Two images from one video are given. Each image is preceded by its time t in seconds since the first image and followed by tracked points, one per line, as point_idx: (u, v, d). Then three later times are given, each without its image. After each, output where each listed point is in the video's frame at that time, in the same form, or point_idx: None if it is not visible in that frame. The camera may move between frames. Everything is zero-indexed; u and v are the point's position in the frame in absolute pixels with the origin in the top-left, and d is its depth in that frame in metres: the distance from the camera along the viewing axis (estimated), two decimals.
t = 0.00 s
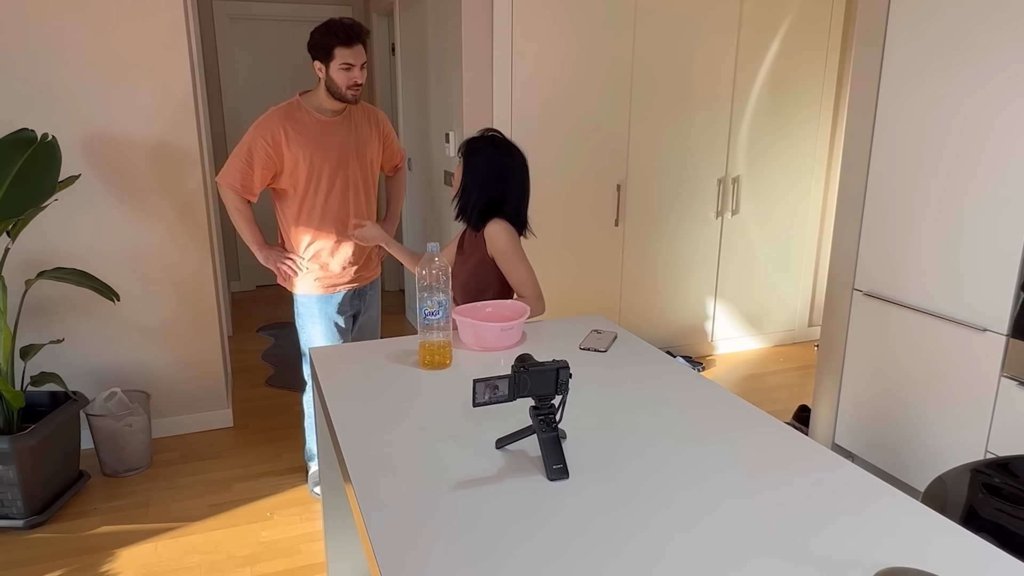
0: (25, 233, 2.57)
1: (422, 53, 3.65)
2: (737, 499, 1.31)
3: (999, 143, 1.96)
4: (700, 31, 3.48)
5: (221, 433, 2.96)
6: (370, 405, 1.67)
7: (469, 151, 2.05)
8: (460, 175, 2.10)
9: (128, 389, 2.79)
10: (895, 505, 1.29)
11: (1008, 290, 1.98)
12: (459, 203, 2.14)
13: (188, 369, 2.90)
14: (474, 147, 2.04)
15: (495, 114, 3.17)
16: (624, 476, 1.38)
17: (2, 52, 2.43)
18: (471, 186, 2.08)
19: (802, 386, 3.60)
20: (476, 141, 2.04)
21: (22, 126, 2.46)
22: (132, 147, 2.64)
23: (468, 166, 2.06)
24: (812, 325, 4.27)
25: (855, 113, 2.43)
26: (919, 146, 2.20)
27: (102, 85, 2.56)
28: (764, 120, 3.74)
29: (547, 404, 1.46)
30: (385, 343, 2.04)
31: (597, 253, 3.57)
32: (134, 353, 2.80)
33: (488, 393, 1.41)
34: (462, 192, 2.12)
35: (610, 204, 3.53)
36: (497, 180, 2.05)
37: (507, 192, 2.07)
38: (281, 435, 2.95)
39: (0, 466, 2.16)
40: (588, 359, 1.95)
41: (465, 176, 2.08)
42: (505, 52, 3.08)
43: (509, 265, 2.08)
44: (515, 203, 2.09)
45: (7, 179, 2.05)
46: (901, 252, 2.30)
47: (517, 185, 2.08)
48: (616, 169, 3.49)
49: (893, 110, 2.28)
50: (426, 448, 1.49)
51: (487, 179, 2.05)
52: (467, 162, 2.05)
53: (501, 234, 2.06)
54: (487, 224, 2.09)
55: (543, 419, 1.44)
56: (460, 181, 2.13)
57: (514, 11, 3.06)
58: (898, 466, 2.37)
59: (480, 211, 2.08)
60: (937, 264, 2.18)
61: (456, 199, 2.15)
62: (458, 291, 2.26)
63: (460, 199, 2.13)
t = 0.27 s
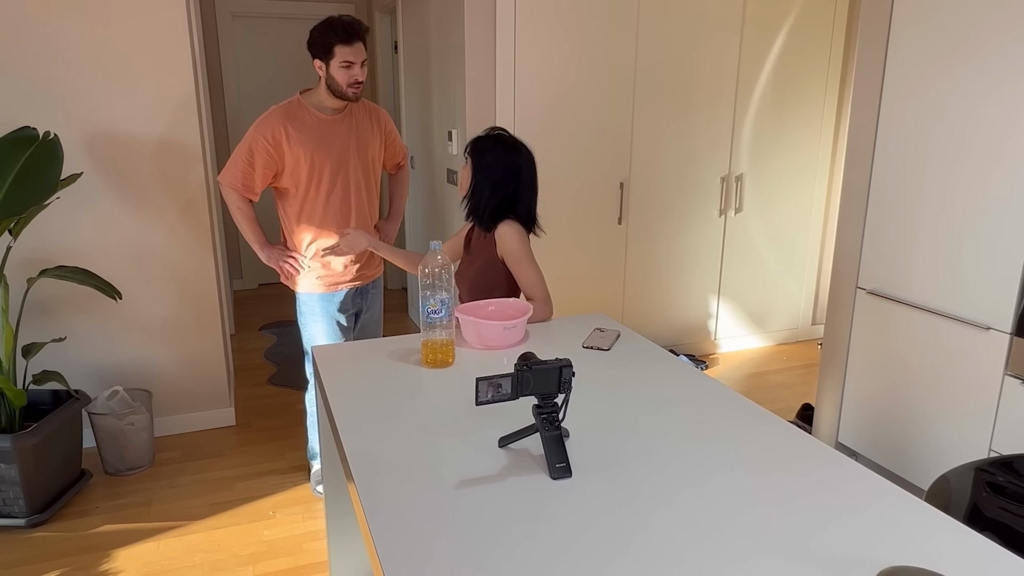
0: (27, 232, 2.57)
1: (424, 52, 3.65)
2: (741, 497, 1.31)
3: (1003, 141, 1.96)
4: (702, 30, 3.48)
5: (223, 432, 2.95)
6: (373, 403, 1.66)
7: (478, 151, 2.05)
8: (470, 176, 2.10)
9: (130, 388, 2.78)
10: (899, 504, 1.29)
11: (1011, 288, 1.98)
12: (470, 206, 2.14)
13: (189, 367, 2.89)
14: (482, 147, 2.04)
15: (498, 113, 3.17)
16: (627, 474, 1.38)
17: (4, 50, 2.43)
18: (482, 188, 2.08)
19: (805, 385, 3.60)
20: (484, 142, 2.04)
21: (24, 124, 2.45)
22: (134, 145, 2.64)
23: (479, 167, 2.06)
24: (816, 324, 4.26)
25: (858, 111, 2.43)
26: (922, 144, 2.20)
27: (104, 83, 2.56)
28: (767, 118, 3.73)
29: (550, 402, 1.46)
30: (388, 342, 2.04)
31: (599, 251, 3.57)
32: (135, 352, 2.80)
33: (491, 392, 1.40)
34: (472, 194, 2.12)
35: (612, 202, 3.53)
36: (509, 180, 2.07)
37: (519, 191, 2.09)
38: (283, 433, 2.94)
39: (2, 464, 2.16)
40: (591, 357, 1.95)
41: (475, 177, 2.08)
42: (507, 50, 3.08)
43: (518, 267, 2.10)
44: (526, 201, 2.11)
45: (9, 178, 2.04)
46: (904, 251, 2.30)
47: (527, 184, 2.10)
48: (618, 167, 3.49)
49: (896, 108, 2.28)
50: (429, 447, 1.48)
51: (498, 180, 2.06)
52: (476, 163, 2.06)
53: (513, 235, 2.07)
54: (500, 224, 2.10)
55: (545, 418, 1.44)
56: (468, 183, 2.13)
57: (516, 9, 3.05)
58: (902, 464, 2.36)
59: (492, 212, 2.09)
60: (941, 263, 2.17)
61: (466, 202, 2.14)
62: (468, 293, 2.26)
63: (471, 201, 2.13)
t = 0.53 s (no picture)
0: (26, 229, 2.57)
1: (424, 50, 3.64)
2: (741, 495, 1.30)
3: (1004, 139, 1.95)
4: (702, 28, 3.48)
5: (222, 430, 2.95)
6: (373, 400, 1.66)
7: (486, 151, 2.06)
8: (479, 179, 2.09)
9: (129, 385, 2.78)
10: (900, 502, 1.29)
11: (1012, 286, 1.97)
12: (481, 209, 2.12)
13: (189, 365, 2.89)
14: (491, 147, 2.05)
15: (498, 110, 3.16)
16: (628, 472, 1.37)
17: (4, 48, 2.42)
18: (496, 188, 2.08)
19: (806, 382, 3.59)
20: (492, 141, 2.05)
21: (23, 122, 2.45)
22: (134, 143, 2.63)
23: (490, 168, 2.07)
24: (816, 321, 4.26)
25: (859, 108, 2.42)
26: (923, 142, 2.19)
27: (103, 81, 2.55)
28: (767, 115, 3.73)
29: (550, 400, 1.46)
30: (388, 339, 2.03)
31: (599, 249, 3.57)
32: (135, 350, 2.80)
33: (491, 389, 1.39)
34: (482, 197, 2.11)
35: (613, 199, 3.52)
36: (521, 178, 2.09)
37: (528, 188, 2.12)
38: (283, 431, 2.94)
39: (2, 462, 2.15)
40: (591, 355, 1.95)
41: (487, 178, 2.08)
42: (508, 48, 3.08)
43: (524, 265, 2.11)
44: (534, 198, 2.15)
45: (9, 175, 2.04)
46: (904, 249, 2.29)
47: (533, 181, 2.14)
48: (618, 165, 3.48)
49: (897, 106, 2.27)
50: (429, 443, 1.48)
51: (511, 179, 2.08)
52: (486, 163, 2.06)
53: (522, 233, 2.09)
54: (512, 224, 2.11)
55: (545, 416, 1.44)
56: (475, 185, 2.12)
57: (517, 7, 3.05)
58: (903, 462, 2.36)
59: (506, 213, 2.10)
60: (941, 262, 2.17)
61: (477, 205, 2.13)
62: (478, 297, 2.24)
63: (482, 204, 2.11)
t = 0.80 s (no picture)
0: (26, 225, 2.56)
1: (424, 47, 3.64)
2: (741, 491, 1.30)
3: (1004, 135, 1.95)
4: (703, 25, 3.48)
5: (222, 427, 2.95)
6: (372, 396, 1.66)
7: (487, 147, 2.07)
8: (478, 173, 2.11)
9: (129, 383, 2.78)
10: (899, 497, 1.28)
11: (1012, 283, 1.97)
12: (478, 203, 2.15)
13: (189, 362, 2.89)
14: (492, 143, 2.07)
15: (498, 108, 3.16)
16: (628, 468, 1.37)
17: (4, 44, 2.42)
18: (493, 184, 2.09)
19: (807, 379, 3.60)
20: (494, 138, 2.07)
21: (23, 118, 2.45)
22: (134, 140, 2.63)
23: (488, 163, 2.08)
24: (817, 318, 4.26)
25: (860, 105, 2.42)
26: (923, 139, 2.19)
27: (103, 78, 2.55)
28: (768, 112, 3.73)
29: (550, 397, 1.46)
30: (388, 336, 2.03)
31: (599, 247, 3.57)
32: (135, 347, 2.80)
33: (491, 386, 1.39)
34: (480, 192, 2.13)
35: (613, 197, 3.52)
36: (520, 176, 2.09)
37: (528, 187, 2.11)
38: (283, 428, 2.94)
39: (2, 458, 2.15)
40: (591, 351, 1.94)
41: (485, 174, 2.09)
42: (508, 45, 3.08)
43: (526, 263, 2.11)
44: (535, 197, 2.13)
45: (8, 172, 2.04)
46: (905, 247, 2.29)
47: (535, 180, 2.13)
48: (618, 162, 3.48)
49: (897, 102, 2.27)
50: (429, 439, 1.48)
51: (508, 176, 2.08)
52: (486, 159, 2.08)
53: (524, 230, 2.08)
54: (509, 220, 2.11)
55: (546, 412, 1.44)
56: (475, 179, 2.15)
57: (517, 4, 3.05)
58: (904, 458, 2.36)
59: (502, 209, 2.10)
60: (942, 259, 2.17)
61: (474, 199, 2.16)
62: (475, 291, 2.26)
63: (479, 198, 2.14)
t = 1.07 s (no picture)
0: (24, 225, 2.56)
1: (422, 47, 3.64)
2: (740, 492, 1.30)
3: (1003, 135, 1.95)
4: (702, 25, 3.47)
5: (221, 427, 2.94)
6: (370, 397, 1.66)
7: (493, 149, 2.08)
8: (484, 175, 2.12)
9: (128, 383, 2.78)
10: (898, 497, 1.28)
11: (1011, 283, 1.97)
12: (484, 205, 2.15)
13: (188, 362, 2.89)
14: (497, 145, 2.08)
15: (496, 107, 3.16)
16: (627, 469, 1.37)
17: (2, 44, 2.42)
18: (499, 186, 2.10)
19: (806, 379, 3.60)
20: (500, 139, 2.08)
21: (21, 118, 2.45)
22: (132, 140, 2.63)
23: (495, 165, 2.09)
24: (815, 318, 4.26)
25: (858, 104, 2.42)
26: (923, 138, 2.19)
27: (102, 78, 2.55)
28: (767, 111, 3.73)
29: (548, 396, 1.45)
30: (386, 337, 2.03)
31: (598, 247, 3.56)
32: (133, 347, 2.79)
33: (490, 386, 1.39)
34: (485, 193, 2.13)
35: (611, 196, 3.52)
36: (525, 177, 2.11)
37: (533, 188, 2.14)
38: (281, 428, 2.94)
39: None
40: (590, 351, 1.94)
41: (491, 176, 2.10)
42: (506, 45, 3.08)
43: (525, 261, 2.11)
44: (539, 198, 2.16)
45: (5, 172, 2.03)
46: (904, 246, 2.29)
47: (539, 181, 2.16)
48: (617, 162, 3.48)
49: (896, 102, 2.27)
50: (427, 439, 1.48)
51: (515, 177, 2.10)
52: (492, 161, 2.09)
53: (527, 230, 2.10)
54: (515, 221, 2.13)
55: (544, 412, 1.43)
56: (480, 182, 2.15)
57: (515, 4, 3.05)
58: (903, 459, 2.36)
59: (508, 210, 2.12)
60: (941, 259, 2.17)
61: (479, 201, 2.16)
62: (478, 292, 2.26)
63: (484, 200, 2.14)
